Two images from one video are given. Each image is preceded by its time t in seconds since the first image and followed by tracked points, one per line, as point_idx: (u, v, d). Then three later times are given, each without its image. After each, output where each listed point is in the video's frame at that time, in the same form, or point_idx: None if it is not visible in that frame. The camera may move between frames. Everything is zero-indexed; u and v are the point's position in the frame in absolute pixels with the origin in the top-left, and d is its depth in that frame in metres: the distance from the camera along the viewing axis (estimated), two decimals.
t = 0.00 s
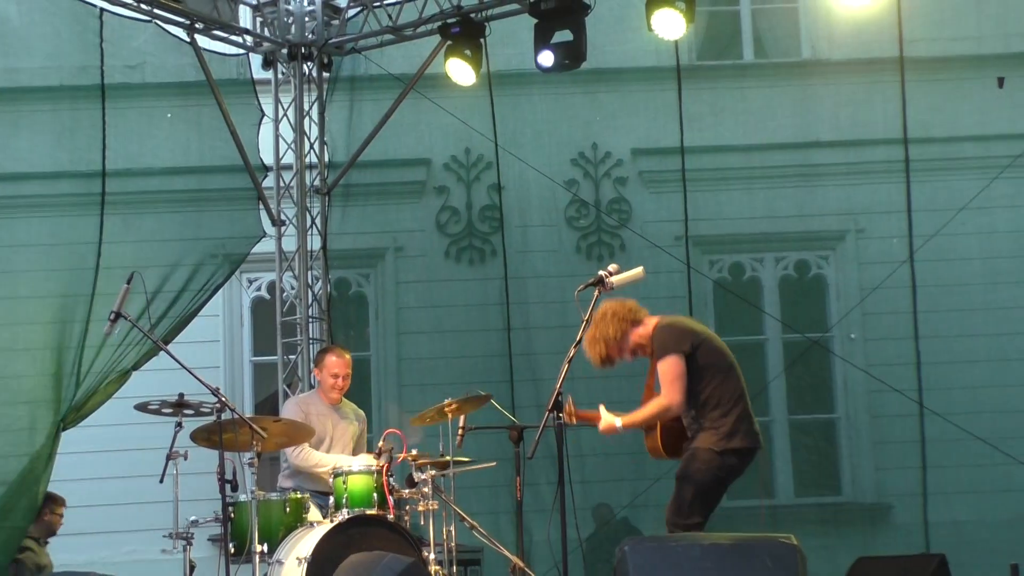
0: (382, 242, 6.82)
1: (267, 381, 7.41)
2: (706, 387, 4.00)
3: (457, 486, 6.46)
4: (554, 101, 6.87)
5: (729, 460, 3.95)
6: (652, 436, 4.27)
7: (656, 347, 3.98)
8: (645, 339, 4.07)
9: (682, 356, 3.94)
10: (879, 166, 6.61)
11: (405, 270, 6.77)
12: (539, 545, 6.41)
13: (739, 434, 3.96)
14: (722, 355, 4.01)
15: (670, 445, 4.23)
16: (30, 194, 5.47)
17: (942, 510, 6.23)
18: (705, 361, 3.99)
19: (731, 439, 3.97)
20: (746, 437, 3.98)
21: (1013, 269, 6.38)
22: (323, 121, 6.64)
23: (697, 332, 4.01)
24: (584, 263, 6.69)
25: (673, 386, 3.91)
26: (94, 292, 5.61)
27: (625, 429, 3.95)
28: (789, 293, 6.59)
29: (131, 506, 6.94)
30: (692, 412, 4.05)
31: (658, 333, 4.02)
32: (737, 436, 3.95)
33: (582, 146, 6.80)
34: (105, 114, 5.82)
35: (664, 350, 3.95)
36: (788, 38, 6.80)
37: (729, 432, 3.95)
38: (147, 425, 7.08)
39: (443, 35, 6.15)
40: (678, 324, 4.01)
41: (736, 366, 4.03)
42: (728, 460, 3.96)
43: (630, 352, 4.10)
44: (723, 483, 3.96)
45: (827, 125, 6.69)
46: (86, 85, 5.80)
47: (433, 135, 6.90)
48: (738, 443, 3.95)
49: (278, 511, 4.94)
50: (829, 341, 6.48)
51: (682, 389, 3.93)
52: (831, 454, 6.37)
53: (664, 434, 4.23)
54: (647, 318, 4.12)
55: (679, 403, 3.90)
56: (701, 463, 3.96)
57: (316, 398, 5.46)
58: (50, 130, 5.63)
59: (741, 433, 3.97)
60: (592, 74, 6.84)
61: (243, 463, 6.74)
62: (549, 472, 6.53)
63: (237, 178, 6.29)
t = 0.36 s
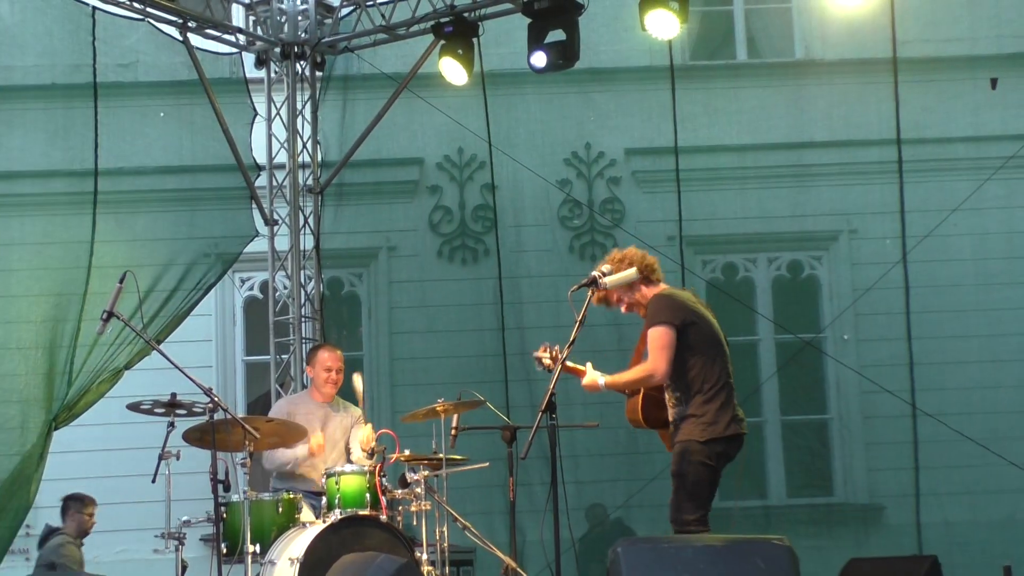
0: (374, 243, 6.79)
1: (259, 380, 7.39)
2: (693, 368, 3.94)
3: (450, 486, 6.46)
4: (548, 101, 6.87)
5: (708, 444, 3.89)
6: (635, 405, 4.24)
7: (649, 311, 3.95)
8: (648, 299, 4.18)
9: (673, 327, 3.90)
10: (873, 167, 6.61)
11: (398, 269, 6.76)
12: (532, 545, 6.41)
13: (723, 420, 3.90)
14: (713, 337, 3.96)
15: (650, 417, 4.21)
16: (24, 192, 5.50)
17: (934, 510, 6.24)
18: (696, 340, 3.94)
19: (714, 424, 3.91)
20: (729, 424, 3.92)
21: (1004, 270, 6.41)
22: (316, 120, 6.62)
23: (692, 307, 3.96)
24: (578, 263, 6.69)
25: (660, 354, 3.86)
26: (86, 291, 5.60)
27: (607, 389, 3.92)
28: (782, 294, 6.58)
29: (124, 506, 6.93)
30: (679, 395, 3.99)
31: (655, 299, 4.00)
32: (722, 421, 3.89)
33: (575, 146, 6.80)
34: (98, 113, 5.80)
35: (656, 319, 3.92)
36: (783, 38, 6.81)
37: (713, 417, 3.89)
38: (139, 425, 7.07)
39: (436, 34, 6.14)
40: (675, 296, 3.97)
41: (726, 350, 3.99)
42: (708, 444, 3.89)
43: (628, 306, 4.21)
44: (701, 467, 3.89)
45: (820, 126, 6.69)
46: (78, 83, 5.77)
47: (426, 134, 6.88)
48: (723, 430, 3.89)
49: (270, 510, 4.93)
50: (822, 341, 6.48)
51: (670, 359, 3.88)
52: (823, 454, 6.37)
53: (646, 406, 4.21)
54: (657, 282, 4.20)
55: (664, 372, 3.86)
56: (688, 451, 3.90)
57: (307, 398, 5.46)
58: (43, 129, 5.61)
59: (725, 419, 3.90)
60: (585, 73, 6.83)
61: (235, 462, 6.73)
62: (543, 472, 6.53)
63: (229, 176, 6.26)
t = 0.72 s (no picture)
0: (370, 244, 6.80)
1: (255, 380, 7.39)
2: (696, 392, 3.92)
3: (446, 487, 6.46)
4: (545, 103, 6.88)
5: (714, 465, 3.88)
6: (641, 436, 4.20)
7: (649, 343, 3.92)
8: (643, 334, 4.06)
9: (675, 356, 3.87)
10: (868, 169, 6.62)
11: (394, 271, 6.77)
12: (528, 546, 6.41)
13: (725, 441, 3.89)
14: (715, 359, 3.94)
15: (656, 446, 4.17)
16: (21, 191, 5.55)
17: (930, 513, 6.25)
18: (697, 364, 3.91)
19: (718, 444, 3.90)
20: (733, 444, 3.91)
21: (1000, 273, 6.43)
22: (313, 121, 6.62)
23: (692, 333, 3.94)
24: (574, 264, 6.69)
25: (664, 384, 3.84)
26: (82, 291, 5.63)
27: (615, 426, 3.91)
28: (777, 296, 6.59)
29: (120, 506, 6.93)
30: (681, 416, 3.98)
31: (653, 329, 3.96)
32: (724, 442, 3.88)
33: (572, 148, 6.80)
34: (95, 114, 5.83)
35: (658, 348, 3.89)
36: (780, 41, 6.83)
37: (715, 438, 3.88)
38: (136, 425, 7.08)
39: (433, 35, 6.15)
40: (675, 323, 3.94)
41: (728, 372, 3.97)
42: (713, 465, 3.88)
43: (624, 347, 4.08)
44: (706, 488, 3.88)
45: (817, 128, 6.70)
46: (74, 83, 5.82)
47: (423, 135, 6.89)
48: (725, 451, 3.88)
49: (266, 512, 4.90)
50: (817, 344, 6.50)
51: (674, 388, 3.86)
52: (819, 457, 6.38)
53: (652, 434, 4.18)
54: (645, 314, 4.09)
55: (670, 402, 3.83)
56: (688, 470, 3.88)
57: (306, 399, 5.43)
58: (39, 129, 5.66)
59: (729, 440, 3.90)
60: (582, 75, 6.85)
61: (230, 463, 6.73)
62: (539, 473, 6.53)
63: (227, 178, 6.20)
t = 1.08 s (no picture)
0: (366, 248, 6.86)
1: (252, 385, 7.40)
2: (690, 401, 4.05)
3: (442, 491, 6.47)
4: (542, 107, 6.90)
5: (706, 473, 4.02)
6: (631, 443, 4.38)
7: (641, 354, 4.03)
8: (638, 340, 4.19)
9: (666, 368, 3.98)
10: (865, 173, 6.62)
11: (391, 275, 6.81)
12: (525, 550, 6.43)
13: (721, 448, 4.03)
14: (708, 368, 4.06)
15: (649, 453, 4.36)
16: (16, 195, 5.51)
17: (927, 517, 6.23)
18: (690, 375, 4.04)
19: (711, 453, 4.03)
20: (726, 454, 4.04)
21: (996, 277, 6.40)
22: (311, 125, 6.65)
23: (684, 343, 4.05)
24: (570, 268, 6.70)
25: (656, 397, 3.94)
26: (78, 295, 5.60)
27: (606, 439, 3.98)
28: (772, 300, 6.67)
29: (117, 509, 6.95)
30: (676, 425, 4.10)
31: (646, 338, 4.07)
32: (719, 450, 4.01)
33: (568, 152, 6.82)
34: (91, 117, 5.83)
35: (649, 362, 3.99)
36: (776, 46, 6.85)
37: (711, 445, 4.02)
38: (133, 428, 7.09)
39: (430, 39, 6.16)
40: (666, 333, 4.05)
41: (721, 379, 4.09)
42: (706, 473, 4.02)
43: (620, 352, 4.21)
44: (698, 495, 4.02)
45: (813, 132, 6.72)
46: (72, 88, 5.74)
47: (420, 139, 6.90)
48: (720, 458, 4.01)
49: (262, 514, 4.92)
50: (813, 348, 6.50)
51: (665, 400, 3.97)
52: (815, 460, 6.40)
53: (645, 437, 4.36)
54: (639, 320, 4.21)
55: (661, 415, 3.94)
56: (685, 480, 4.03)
57: (304, 402, 5.43)
58: (35, 133, 5.61)
59: (722, 449, 4.03)
60: (578, 80, 6.88)
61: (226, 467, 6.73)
62: (536, 477, 6.51)
63: (221, 182, 6.31)
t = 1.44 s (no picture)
0: (367, 249, 6.83)
1: (251, 387, 7.38)
2: (690, 388, 4.03)
3: (443, 493, 6.47)
4: (543, 109, 6.89)
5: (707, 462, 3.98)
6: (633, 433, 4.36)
7: (641, 340, 4.05)
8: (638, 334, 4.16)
9: (666, 354, 3.99)
10: (867, 176, 6.61)
11: (390, 276, 6.79)
12: (525, 552, 6.42)
13: (719, 438, 3.99)
14: (708, 356, 4.05)
15: (651, 444, 4.32)
16: (17, 196, 5.55)
17: (927, 519, 6.25)
18: (689, 363, 4.03)
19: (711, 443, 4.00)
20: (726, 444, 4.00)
21: (996, 280, 6.41)
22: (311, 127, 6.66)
23: (683, 331, 4.05)
24: (570, 270, 6.72)
25: (657, 381, 3.95)
26: (80, 297, 5.63)
27: (610, 422, 4.07)
28: (773, 302, 6.63)
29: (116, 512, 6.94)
30: (676, 415, 4.09)
31: (646, 327, 4.09)
32: (717, 439, 3.97)
33: (569, 154, 6.82)
34: (92, 118, 5.83)
35: (649, 346, 4.01)
36: (777, 51, 6.87)
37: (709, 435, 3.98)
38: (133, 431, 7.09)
39: (431, 41, 6.18)
40: (666, 321, 4.06)
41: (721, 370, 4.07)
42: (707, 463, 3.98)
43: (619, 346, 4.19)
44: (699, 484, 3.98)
45: (815, 135, 6.70)
46: (74, 89, 5.79)
47: (421, 142, 6.90)
48: (719, 448, 3.97)
49: (263, 517, 4.89)
50: (814, 350, 6.50)
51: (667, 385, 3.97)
52: (816, 463, 6.39)
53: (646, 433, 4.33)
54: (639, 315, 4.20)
55: (663, 399, 3.95)
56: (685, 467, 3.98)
57: (303, 404, 5.43)
58: (38, 134, 5.65)
59: (721, 438, 3.99)
60: (580, 82, 6.85)
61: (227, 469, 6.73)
62: (537, 479, 6.53)
63: (223, 184, 6.26)
